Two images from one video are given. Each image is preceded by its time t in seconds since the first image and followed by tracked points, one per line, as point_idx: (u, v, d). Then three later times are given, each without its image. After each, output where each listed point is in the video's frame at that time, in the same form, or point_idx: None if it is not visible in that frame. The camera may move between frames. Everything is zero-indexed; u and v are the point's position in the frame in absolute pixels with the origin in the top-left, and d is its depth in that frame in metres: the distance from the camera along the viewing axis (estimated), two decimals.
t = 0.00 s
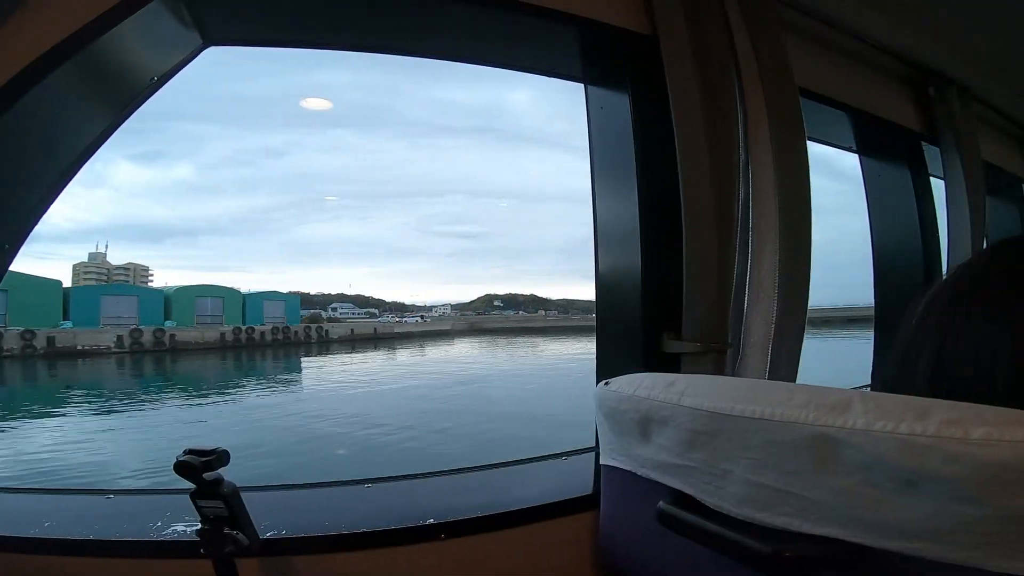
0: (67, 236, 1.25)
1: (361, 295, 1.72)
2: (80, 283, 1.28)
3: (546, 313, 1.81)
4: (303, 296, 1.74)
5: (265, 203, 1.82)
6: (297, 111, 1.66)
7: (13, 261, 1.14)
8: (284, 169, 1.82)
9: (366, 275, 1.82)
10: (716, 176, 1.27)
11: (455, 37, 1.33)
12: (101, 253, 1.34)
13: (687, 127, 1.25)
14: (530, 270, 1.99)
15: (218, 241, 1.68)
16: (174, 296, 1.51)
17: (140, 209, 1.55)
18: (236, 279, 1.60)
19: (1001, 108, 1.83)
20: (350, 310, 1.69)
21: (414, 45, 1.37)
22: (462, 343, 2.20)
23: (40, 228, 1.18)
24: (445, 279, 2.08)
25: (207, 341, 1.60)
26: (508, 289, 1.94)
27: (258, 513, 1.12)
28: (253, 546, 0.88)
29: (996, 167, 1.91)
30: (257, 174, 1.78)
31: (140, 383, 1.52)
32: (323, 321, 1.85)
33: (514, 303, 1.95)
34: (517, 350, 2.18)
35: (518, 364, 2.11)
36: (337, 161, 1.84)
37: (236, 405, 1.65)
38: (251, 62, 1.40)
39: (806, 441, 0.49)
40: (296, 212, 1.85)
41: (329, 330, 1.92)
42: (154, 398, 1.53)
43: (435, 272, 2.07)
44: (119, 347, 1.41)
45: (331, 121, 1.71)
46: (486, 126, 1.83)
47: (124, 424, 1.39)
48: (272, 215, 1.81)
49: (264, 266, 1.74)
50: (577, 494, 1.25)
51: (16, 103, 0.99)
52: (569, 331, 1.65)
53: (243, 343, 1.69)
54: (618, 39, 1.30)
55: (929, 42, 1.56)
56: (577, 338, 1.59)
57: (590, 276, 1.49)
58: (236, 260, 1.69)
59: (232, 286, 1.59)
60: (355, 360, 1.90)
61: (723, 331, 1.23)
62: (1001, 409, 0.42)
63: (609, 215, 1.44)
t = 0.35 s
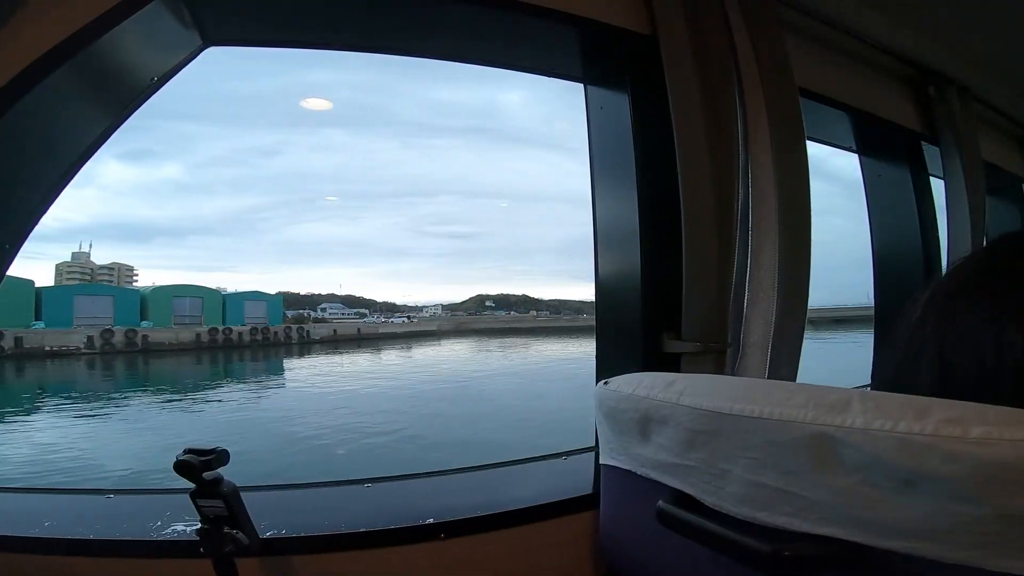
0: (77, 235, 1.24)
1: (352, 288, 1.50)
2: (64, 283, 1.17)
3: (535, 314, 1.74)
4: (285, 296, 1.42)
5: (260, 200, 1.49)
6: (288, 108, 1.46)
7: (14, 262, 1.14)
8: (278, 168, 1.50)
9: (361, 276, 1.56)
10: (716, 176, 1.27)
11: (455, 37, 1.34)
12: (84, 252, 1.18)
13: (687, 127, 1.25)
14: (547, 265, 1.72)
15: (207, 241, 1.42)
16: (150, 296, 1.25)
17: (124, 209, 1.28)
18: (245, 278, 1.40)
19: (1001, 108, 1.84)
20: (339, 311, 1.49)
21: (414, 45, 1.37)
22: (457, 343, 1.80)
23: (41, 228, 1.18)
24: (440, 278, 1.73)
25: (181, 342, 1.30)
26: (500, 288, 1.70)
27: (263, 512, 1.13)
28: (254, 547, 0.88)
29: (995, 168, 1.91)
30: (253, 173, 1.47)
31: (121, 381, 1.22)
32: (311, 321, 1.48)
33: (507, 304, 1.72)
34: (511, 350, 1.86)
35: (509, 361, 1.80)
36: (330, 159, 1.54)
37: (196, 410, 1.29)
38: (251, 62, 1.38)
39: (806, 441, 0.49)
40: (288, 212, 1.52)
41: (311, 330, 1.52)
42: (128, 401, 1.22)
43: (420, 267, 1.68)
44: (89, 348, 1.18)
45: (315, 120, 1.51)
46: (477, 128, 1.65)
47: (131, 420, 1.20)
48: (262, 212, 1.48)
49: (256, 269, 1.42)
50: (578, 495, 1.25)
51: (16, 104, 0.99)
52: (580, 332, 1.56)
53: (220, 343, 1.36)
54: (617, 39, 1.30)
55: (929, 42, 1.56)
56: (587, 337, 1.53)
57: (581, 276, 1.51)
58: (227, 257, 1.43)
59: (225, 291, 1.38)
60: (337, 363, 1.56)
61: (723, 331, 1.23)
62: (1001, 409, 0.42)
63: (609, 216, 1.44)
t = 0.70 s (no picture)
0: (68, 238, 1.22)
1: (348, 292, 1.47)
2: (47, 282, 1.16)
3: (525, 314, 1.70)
4: (271, 296, 1.39)
5: (247, 200, 1.42)
6: (282, 108, 1.43)
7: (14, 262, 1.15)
8: (272, 169, 1.44)
9: (354, 277, 1.52)
10: (716, 176, 1.27)
11: (456, 37, 1.34)
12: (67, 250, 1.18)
13: (686, 127, 1.25)
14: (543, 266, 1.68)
15: (199, 241, 1.37)
16: (126, 296, 1.22)
17: (117, 209, 1.28)
18: (237, 280, 1.37)
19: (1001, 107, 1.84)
20: (329, 311, 1.46)
21: (415, 46, 1.38)
22: (438, 347, 1.66)
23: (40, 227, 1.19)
24: (432, 279, 1.63)
25: (155, 342, 1.26)
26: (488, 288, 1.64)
27: (263, 512, 1.13)
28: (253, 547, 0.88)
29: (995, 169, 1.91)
30: (240, 172, 1.41)
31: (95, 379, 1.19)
32: (299, 323, 1.46)
33: (497, 304, 1.67)
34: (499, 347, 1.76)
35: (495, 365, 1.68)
36: (314, 159, 1.48)
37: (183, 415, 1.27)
38: (251, 64, 1.38)
39: (805, 439, 0.49)
40: (278, 212, 1.46)
41: (291, 330, 1.46)
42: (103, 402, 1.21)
43: (402, 272, 1.59)
44: (57, 349, 1.11)
45: (304, 119, 1.47)
46: (475, 128, 1.60)
47: (107, 423, 1.19)
48: (251, 213, 1.42)
49: (246, 268, 1.39)
50: (578, 495, 1.25)
51: (16, 104, 1.00)
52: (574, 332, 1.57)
53: (195, 344, 1.32)
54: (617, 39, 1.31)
55: (928, 42, 1.56)
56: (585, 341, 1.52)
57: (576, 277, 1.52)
58: (216, 258, 1.38)
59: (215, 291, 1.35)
60: (313, 366, 1.46)
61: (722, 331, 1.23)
62: (999, 408, 0.42)
63: (609, 216, 1.44)
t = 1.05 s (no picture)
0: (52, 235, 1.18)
1: (334, 292, 1.42)
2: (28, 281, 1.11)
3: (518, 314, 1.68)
4: (260, 296, 1.33)
5: (241, 199, 1.39)
6: (282, 109, 1.42)
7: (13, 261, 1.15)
8: (260, 165, 1.41)
9: (344, 277, 1.49)
10: (713, 175, 1.27)
11: (455, 37, 1.34)
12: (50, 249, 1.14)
13: (685, 127, 1.25)
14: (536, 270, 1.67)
15: (188, 241, 1.32)
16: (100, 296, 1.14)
17: (105, 209, 1.23)
18: (225, 279, 1.32)
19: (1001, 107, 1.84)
20: (318, 311, 1.40)
21: (415, 46, 1.38)
22: (431, 347, 1.63)
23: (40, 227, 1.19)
24: (423, 280, 1.61)
25: (126, 343, 1.17)
26: (482, 288, 1.62)
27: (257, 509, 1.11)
28: (253, 545, 0.88)
29: (995, 169, 1.91)
30: (232, 171, 1.38)
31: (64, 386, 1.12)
32: (281, 322, 1.39)
33: (490, 304, 1.65)
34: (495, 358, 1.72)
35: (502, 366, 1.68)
36: (312, 159, 1.47)
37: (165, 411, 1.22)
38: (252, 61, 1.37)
39: (800, 437, 0.50)
40: (269, 210, 1.42)
41: (270, 329, 1.38)
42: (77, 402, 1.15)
43: (382, 274, 1.57)
44: (22, 349, 1.03)
45: (302, 117, 1.46)
46: (475, 128, 1.60)
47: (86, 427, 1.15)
48: (242, 211, 1.38)
49: (236, 267, 1.34)
50: (576, 494, 1.25)
51: (15, 103, 1.00)
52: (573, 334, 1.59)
53: (169, 344, 1.23)
54: (618, 39, 1.31)
55: (928, 42, 1.56)
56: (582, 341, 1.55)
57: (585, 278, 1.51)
58: (206, 258, 1.33)
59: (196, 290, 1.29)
60: (296, 364, 1.39)
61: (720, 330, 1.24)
62: (994, 406, 0.42)
63: (609, 215, 1.44)
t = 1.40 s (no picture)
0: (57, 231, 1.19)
1: (313, 291, 1.47)
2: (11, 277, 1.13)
3: (510, 313, 1.79)
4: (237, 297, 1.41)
5: (225, 198, 1.44)
6: (282, 109, 1.47)
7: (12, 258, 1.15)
8: (252, 167, 1.47)
9: (333, 276, 1.60)
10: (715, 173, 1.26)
11: (456, 37, 1.34)
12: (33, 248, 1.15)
13: (686, 125, 1.25)
14: (531, 275, 1.85)
15: (175, 239, 1.37)
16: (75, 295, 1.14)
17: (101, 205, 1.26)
18: (212, 279, 1.38)
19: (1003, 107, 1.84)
20: (307, 310, 1.48)
21: (415, 45, 1.37)
22: (421, 343, 1.75)
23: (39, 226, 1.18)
24: (416, 282, 1.77)
25: (97, 342, 1.20)
26: (475, 288, 1.73)
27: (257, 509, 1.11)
28: (254, 545, 0.88)
29: (996, 168, 1.91)
30: (217, 170, 1.42)
31: (34, 387, 1.11)
32: (262, 323, 1.47)
33: (480, 303, 1.75)
34: (483, 353, 1.80)
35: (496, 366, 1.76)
36: (302, 157, 1.53)
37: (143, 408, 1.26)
38: (251, 61, 1.37)
39: (808, 434, 0.49)
40: (258, 209, 1.49)
41: (248, 330, 1.46)
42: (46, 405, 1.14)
43: (391, 269, 1.73)
44: None
45: (294, 116, 1.49)
46: (473, 128, 1.65)
47: (57, 426, 1.16)
48: (231, 211, 1.44)
49: (224, 266, 1.43)
50: (577, 493, 1.25)
51: (12, 103, 0.99)
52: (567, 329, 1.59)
53: (142, 344, 1.27)
54: (620, 37, 1.30)
55: (929, 41, 1.56)
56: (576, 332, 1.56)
57: (577, 277, 1.49)
58: (194, 259, 1.41)
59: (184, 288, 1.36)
60: (274, 364, 1.46)
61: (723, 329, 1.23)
62: (1003, 402, 0.42)
63: (608, 214, 1.44)
